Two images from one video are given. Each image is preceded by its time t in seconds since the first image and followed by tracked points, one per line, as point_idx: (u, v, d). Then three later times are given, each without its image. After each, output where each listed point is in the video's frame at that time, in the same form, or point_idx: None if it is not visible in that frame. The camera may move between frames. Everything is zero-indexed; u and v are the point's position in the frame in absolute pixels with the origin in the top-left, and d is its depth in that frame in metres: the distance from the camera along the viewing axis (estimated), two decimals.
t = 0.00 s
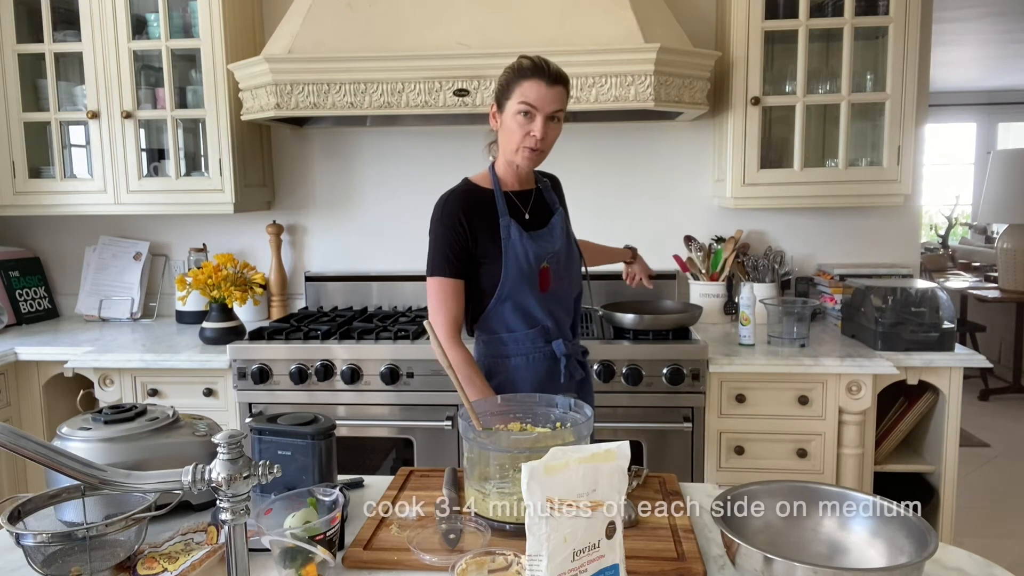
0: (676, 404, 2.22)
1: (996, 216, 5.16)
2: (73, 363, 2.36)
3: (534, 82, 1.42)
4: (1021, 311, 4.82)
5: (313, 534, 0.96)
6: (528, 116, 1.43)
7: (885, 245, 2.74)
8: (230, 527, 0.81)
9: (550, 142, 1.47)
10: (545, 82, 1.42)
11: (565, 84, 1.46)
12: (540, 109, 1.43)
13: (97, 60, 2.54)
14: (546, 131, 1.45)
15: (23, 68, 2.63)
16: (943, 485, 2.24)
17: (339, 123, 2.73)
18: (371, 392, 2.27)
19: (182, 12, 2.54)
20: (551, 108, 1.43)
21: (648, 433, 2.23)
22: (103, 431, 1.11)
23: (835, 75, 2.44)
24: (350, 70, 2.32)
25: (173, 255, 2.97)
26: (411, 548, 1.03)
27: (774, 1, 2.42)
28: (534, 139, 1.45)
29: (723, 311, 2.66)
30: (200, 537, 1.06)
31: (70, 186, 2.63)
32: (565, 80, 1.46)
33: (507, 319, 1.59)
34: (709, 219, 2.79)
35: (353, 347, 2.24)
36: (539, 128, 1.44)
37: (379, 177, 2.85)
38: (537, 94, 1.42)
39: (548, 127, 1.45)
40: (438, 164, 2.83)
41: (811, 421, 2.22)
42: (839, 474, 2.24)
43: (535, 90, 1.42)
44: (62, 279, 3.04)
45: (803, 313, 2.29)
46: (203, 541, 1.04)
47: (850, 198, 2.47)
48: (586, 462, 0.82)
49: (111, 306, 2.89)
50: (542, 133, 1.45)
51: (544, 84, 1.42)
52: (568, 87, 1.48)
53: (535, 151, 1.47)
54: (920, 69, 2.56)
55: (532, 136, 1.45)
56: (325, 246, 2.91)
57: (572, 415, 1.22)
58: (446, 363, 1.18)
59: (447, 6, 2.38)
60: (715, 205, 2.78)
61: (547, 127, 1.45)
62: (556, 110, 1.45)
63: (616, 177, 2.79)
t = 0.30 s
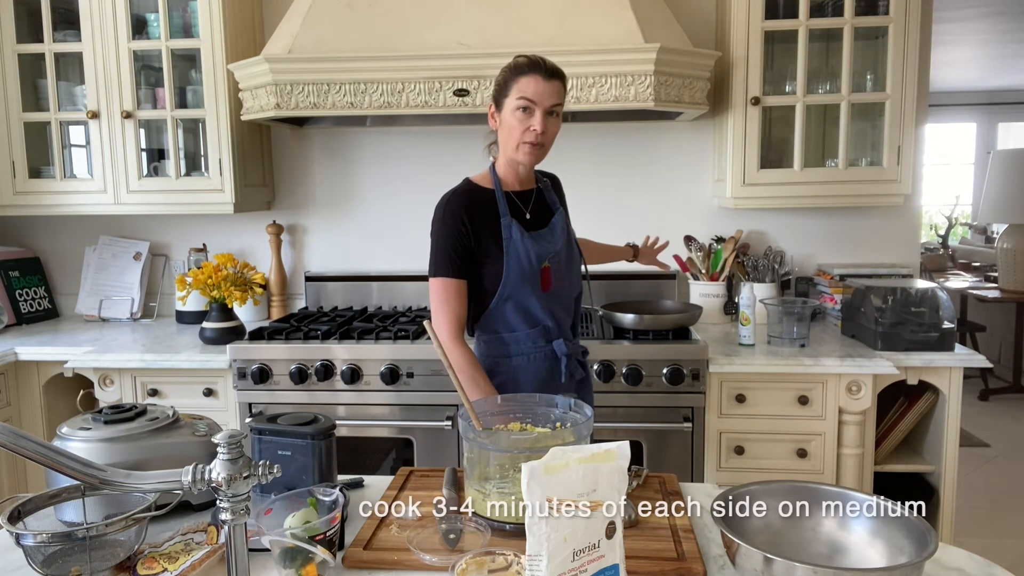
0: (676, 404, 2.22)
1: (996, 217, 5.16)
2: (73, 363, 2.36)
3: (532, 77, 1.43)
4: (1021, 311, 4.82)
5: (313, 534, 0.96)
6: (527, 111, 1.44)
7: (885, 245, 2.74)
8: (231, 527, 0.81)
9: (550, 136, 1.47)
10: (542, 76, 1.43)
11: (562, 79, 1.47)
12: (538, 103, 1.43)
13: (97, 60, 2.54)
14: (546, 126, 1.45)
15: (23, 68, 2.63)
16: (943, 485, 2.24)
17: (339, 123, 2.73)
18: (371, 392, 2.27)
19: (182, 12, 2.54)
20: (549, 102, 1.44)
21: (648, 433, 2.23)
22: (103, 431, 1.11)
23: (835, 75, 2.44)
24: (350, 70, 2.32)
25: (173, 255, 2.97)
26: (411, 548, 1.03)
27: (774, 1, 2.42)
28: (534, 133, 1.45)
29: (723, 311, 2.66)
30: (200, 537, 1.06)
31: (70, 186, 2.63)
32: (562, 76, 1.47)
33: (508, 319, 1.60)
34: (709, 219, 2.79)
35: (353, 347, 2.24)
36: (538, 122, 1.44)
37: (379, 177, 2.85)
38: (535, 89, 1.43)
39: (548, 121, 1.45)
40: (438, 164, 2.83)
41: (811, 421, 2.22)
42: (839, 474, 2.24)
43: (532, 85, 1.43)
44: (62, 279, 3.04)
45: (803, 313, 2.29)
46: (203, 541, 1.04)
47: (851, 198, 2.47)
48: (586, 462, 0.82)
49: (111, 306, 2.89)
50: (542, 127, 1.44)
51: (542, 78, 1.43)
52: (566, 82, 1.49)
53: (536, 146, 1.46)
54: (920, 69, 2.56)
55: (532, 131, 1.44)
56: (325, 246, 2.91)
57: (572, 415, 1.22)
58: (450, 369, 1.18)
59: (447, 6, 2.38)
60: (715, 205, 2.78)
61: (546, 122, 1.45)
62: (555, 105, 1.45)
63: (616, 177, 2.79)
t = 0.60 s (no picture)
0: (676, 404, 2.22)
1: (996, 217, 5.15)
2: (73, 363, 2.36)
3: (529, 76, 1.43)
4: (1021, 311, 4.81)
5: (313, 534, 0.96)
6: (526, 110, 1.43)
7: (885, 245, 2.74)
8: (230, 527, 0.81)
9: (550, 134, 1.46)
10: (538, 74, 1.43)
11: (559, 76, 1.46)
12: (536, 102, 1.43)
13: (97, 60, 2.54)
14: (545, 125, 1.45)
15: (23, 68, 2.63)
16: (943, 485, 2.24)
17: (339, 123, 2.73)
18: (371, 392, 2.27)
19: (182, 13, 2.54)
20: (547, 99, 1.43)
21: (648, 433, 2.23)
22: (103, 431, 1.11)
23: (835, 75, 2.44)
24: (350, 70, 2.32)
25: (173, 255, 2.97)
26: (411, 548, 1.03)
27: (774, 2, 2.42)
28: (533, 132, 1.44)
29: (723, 311, 2.66)
30: (200, 537, 1.06)
31: (70, 186, 2.63)
32: (560, 73, 1.46)
33: (507, 318, 1.60)
34: (709, 219, 2.79)
35: (353, 347, 2.24)
36: (537, 120, 1.43)
37: (379, 177, 2.85)
38: (534, 88, 1.43)
39: (546, 119, 1.45)
40: (438, 164, 2.83)
41: (811, 421, 2.22)
42: (839, 474, 2.24)
43: (529, 84, 1.43)
44: (62, 279, 3.04)
45: (803, 313, 2.29)
46: (203, 541, 1.04)
47: (851, 198, 2.47)
48: (586, 462, 0.82)
49: (111, 306, 2.89)
50: (541, 126, 1.44)
51: (538, 77, 1.43)
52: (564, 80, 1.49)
53: (536, 145, 1.46)
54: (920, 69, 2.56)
55: (532, 131, 1.44)
56: (325, 246, 2.91)
57: (572, 415, 1.22)
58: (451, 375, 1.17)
59: (447, 6, 2.38)
60: (715, 205, 2.78)
61: (546, 121, 1.45)
62: (553, 103, 1.45)
63: (616, 176, 2.79)
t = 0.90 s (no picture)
0: (676, 404, 2.22)
1: (996, 217, 5.16)
2: (73, 363, 2.36)
3: (523, 75, 1.43)
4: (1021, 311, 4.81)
5: (313, 534, 0.96)
6: (523, 110, 1.43)
7: (884, 245, 2.74)
8: (231, 527, 0.81)
9: (550, 132, 1.45)
10: (532, 72, 1.43)
11: (555, 72, 1.46)
12: (533, 101, 1.42)
13: (97, 60, 2.54)
14: (544, 122, 1.44)
15: (23, 68, 2.63)
16: (943, 485, 2.24)
17: (339, 123, 2.73)
18: (371, 392, 2.27)
19: (182, 13, 2.54)
20: (544, 97, 1.43)
21: (648, 433, 2.23)
22: (103, 431, 1.11)
23: (835, 75, 2.44)
24: (350, 70, 2.32)
25: (173, 255, 2.97)
26: (411, 548, 1.03)
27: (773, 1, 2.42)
28: (533, 131, 1.43)
29: (723, 311, 2.66)
30: (200, 537, 1.06)
31: (70, 186, 2.63)
32: (555, 69, 1.46)
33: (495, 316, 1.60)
34: (709, 219, 2.79)
35: (353, 347, 2.24)
36: (536, 119, 1.43)
37: (379, 177, 2.85)
38: (529, 86, 1.42)
39: (545, 118, 1.44)
40: (438, 164, 2.83)
41: (811, 421, 2.22)
42: (839, 474, 2.24)
43: (525, 82, 1.42)
44: (62, 279, 3.04)
45: (803, 313, 2.29)
46: (203, 541, 1.04)
47: (851, 198, 2.47)
48: (586, 462, 0.82)
49: (111, 306, 2.89)
50: (541, 124, 1.43)
51: (533, 75, 1.43)
52: (560, 76, 1.48)
53: (538, 144, 1.45)
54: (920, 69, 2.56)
55: (531, 129, 1.43)
56: (325, 246, 2.91)
57: (572, 415, 1.22)
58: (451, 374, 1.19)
59: (446, 6, 2.38)
60: (715, 205, 2.78)
61: (545, 119, 1.44)
62: (551, 100, 1.44)
63: (616, 177, 2.79)
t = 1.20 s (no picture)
0: (676, 404, 2.23)
1: (996, 217, 5.16)
2: (73, 363, 2.36)
3: (513, 71, 1.42)
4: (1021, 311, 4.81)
5: (313, 534, 0.96)
6: (516, 107, 1.43)
7: (885, 245, 2.74)
8: (230, 527, 0.81)
9: (544, 129, 1.44)
10: (523, 67, 1.42)
11: (546, 66, 1.45)
12: (525, 97, 1.42)
13: (97, 60, 2.54)
14: (537, 119, 1.43)
15: (23, 68, 2.63)
16: (943, 485, 2.24)
17: (339, 123, 2.73)
18: (371, 392, 2.27)
19: (182, 13, 2.54)
20: (536, 92, 1.42)
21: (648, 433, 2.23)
22: (103, 431, 1.11)
23: (835, 75, 2.44)
24: (350, 70, 2.32)
25: (173, 255, 2.97)
26: (411, 548, 1.03)
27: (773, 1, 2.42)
28: (527, 128, 1.42)
29: (723, 311, 2.66)
30: (200, 537, 1.06)
31: (69, 186, 2.63)
32: (545, 63, 1.45)
33: (473, 317, 1.60)
34: (709, 220, 2.79)
35: (353, 347, 2.24)
36: (529, 116, 1.42)
37: (379, 177, 2.85)
38: (519, 83, 1.42)
39: (538, 114, 1.43)
40: (437, 163, 2.83)
41: (811, 421, 2.22)
42: (839, 474, 2.24)
43: (515, 78, 1.42)
44: (62, 279, 3.04)
45: (803, 313, 2.29)
46: (203, 541, 1.04)
47: (851, 198, 2.47)
48: (586, 463, 0.82)
49: (111, 306, 2.89)
50: (534, 121, 1.42)
51: (523, 70, 1.42)
52: (551, 69, 1.47)
53: (532, 141, 1.44)
54: (920, 70, 2.56)
55: (524, 126, 1.42)
56: (325, 246, 2.91)
57: (572, 415, 1.22)
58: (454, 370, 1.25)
59: (446, 6, 2.38)
60: (716, 205, 2.78)
61: (537, 115, 1.43)
62: (542, 96, 1.43)
63: (616, 177, 2.79)
